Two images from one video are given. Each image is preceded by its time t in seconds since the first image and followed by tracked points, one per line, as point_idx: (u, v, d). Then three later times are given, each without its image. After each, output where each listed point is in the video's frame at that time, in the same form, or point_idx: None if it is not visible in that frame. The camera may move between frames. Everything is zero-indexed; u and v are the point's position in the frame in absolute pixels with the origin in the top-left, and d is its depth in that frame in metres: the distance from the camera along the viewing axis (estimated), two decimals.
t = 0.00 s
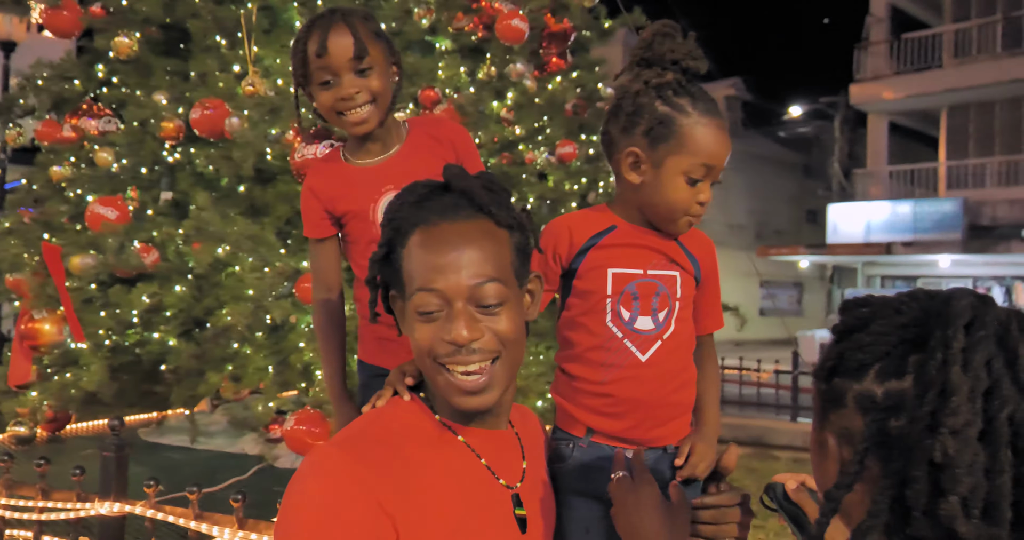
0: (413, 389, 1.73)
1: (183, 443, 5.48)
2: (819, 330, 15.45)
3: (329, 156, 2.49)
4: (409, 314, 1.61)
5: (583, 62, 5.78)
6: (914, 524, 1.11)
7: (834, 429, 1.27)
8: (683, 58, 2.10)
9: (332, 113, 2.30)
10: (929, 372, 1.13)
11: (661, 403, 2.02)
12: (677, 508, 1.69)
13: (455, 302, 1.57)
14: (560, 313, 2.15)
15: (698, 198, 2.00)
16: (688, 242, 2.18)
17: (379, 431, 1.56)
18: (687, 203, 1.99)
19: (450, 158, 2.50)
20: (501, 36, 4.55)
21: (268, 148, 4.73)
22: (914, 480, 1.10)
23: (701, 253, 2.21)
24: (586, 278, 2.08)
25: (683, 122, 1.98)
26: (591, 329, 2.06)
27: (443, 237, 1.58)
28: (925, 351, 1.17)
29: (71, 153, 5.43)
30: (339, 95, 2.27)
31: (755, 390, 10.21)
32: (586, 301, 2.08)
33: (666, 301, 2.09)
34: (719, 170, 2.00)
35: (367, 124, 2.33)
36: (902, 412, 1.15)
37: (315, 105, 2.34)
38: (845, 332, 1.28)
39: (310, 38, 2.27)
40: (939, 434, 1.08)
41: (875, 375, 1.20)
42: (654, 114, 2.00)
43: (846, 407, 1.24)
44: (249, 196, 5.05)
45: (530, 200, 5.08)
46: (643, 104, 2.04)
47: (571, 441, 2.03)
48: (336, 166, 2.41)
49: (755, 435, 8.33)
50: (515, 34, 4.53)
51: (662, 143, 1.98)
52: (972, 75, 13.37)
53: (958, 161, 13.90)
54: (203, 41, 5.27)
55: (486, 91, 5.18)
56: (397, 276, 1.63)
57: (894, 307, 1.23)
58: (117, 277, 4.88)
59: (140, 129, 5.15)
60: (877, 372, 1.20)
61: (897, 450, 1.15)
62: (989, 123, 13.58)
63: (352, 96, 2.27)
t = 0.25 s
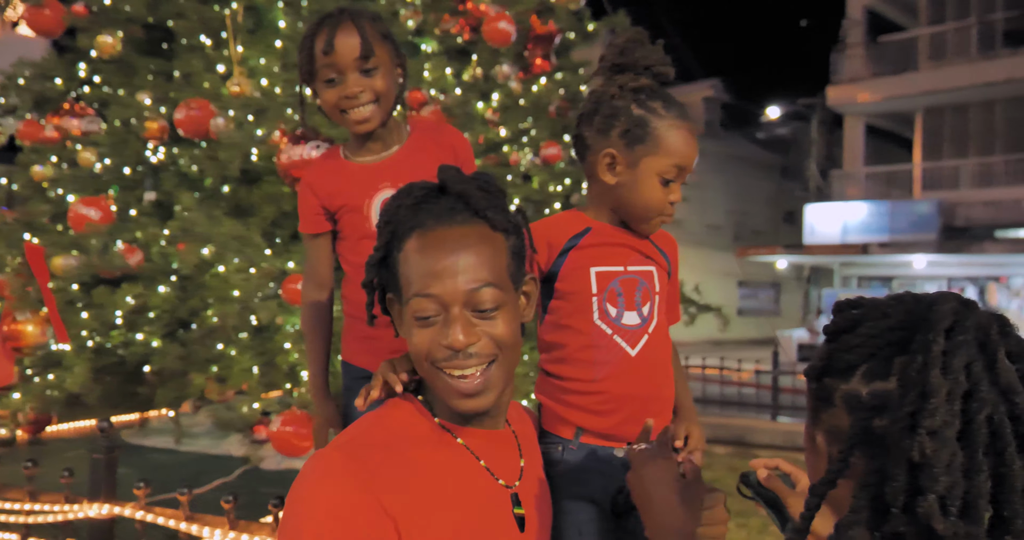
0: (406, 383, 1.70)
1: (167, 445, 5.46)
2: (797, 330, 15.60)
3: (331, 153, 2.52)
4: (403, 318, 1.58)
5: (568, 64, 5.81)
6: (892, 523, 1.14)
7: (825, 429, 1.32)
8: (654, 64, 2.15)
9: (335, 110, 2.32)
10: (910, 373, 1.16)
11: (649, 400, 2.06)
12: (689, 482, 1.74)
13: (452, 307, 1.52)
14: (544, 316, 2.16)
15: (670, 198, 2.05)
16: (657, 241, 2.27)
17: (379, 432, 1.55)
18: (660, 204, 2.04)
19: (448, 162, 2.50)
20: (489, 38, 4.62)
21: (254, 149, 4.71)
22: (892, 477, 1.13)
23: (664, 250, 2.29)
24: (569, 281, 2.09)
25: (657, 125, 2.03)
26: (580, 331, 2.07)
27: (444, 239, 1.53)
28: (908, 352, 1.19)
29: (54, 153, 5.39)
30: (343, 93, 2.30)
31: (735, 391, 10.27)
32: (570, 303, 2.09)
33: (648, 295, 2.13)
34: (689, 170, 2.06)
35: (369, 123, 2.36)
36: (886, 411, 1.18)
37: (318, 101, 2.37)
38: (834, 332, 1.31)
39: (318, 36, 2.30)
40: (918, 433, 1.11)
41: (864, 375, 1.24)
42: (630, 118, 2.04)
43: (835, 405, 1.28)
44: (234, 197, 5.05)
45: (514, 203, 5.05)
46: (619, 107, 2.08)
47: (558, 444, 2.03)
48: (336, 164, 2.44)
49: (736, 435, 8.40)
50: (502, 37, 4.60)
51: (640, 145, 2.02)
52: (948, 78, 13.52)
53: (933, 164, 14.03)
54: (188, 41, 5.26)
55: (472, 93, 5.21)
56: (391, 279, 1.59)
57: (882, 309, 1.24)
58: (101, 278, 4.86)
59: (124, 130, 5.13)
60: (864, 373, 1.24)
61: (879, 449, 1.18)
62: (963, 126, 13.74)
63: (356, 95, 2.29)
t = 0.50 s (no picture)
0: (403, 372, 1.64)
1: (145, 446, 5.43)
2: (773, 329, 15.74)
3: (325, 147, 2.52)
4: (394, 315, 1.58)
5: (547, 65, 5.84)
6: (870, 505, 1.33)
7: (812, 417, 1.52)
8: (621, 70, 2.16)
9: (332, 109, 2.32)
10: (895, 367, 1.35)
11: (636, 395, 2.06)
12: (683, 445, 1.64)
13: (446, 302, 1.53)
14: (524, 317, 2.10)
15: (637, 201, 2.11)
16: (625, 240, 2.32)
17: (369, 427, 1.55)
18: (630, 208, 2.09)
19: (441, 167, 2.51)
20: (471, 40, 4.65)
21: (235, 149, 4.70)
22: (871, 464, 1.32)
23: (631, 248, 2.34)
24: (548, 280, 2.05)
25: (628, 130, 2.06)
26: (564, 328, 2.04)
27: (440, 236, 1.55)
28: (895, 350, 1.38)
29: (29, 152, 5.34)
30: (341, 93, 2.30)
31: (711, 391, 10.34)
32: (551, 305, 2.05)
33: (624, 289, 2.15)
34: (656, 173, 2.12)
35: (366, 124, 2.36)
36: (868, 403, 1.37)
37: (316, 99, 2.37)
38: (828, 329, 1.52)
39: (319, 35, 2.30)
40: (899, 423, 1.29)
41: (850, 370, 1.44)
42: (604, 122, 2.06)
43: (822, 396, 1.49)
44: (213, 196, 5.04)
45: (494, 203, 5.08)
46: (592, 112, 2.09)
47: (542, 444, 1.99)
48: (326, 160, 2.44)
49: (712, 434, 8.47)
50: (484, 39, 4.64)
51: (615, 149, 2.04)
52: (920, 80, 13.68)
53: (906, 165, 14.19)
54: (168, 40, 5.25)
55: (453, 94, 5.22)
56: (384, 275, 1.60)
57: (872, 309, 1.46)
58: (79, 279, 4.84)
59: (102, 129, 5.10)
60: (852, 365, 1.44)
61: (861, 439, 1.36)
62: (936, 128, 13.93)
63: (354, 95, 2.29)
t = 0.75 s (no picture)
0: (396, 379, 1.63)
1: (122, 448, 5.39)
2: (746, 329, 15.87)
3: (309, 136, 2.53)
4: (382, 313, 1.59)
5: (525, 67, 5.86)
6: (884, 501, 1.25)
7: (808, 419, 1.43)
8: (603, 74, 2.24)
9: (323, 111, 2.34)
10: (902, 362, 1.30)
11: (621, 395, 2.07)
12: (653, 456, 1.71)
13: (432, 306, 1.55)
14: (514, 315, 2.08)
15: (622, 202, 2.17)
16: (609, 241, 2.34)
17: (350, 425, 1.54)
18: (614, 208, 2.14)
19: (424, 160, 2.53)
20: (450, 41, 4.66)
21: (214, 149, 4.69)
22: (885, 457, 1.24)
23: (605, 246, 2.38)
24: (538, 278, 2.05)
25: (616, 132, 2.12)
26: (551, 325, 2.03)
27: (428, 240, 1.58)
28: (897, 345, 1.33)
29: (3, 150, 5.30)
30: (332, 96, 2.31)
31: (687, 390, 10.42)
32: (542, 299, 2.04)
33: (611, 287, 2.18)
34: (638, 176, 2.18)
35: (356, 127, 2.38)
36: (871, 398, 1.31)
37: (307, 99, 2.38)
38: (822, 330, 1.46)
39: (312, 37, 2.31)
40: (913, 415, 1.24)
41: (847, 365, 1.38)
42: (591, 126, 2.11)
43: (815, 394, 1.42)
44: (190, 196, 5.02)
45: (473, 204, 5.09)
46: (580, 117, 2.13)
47: (531, 445, 1.95)
48: (308, 149, 2.44)
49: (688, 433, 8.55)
50: (464, 40, 4.65)
51: (602, 152, 2.09)
52: (891, 83, 13.85)
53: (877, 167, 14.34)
54: (145, 39, 5.22)
55: (433, 94, 5.23)
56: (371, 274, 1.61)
57: (871, 307, 1.42)
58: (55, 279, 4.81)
59: (77, 128, 5.06)
60: (851, 362, 1.37)
61: (866, 435, 1.30)
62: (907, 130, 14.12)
63: (345, 98, 2.31)
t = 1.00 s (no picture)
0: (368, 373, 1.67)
1: (100, 448, 5.36)
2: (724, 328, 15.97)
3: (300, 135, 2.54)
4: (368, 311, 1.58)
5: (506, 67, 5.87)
6: (914, 495, 1.42)
7: (809, 419, 1.54)
8: (604, 78, 2.25)
9: (315, 107, 2.33)
10: (920, 360, 1.45)
11: (607, 394, 2.08)
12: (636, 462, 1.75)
13: (417, 307, 1.54)
14: (509, 309, 2.09)
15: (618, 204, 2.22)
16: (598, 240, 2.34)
17: (336, 422, 1.53)
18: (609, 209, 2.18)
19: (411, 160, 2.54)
20: (432, 41, 4.67)
21: (194, 148, 4.67)
22: (915, 453, 1.42)
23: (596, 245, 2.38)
24: (536, 273, 2.06)
25: (620, 135, 2.16)
26: (538, 322, 2.05)
27: (416, 239, 1.56)
28: (911, 344, 1.49)
29: None
30: (325, 92, 2.30)
31: (665, 389, 10.47)
32: (534, 295, 2.06)
33: (602, 286, 2.19)
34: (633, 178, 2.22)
35: (348, 124, 2.38)
36: (887, 396, 1.48)
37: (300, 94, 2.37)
38: (822, 330, 1.56)
39: (307, 34, 2.31)
40: (942, 407, 1.41)
41: (858, 363, 1.50)
42: (596, 129, 2.14)
43: (822, 397, 1.53)
44: (169, 195, 5.00)
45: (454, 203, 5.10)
46: (584, 118, 2.15)
47: (521, 442, 1.97)
48: (298, 149, 2.46)
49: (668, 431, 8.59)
50: (445, 40, 4.66)
51: (605, 155, 2.13)
52: (866, 85, 13.98)
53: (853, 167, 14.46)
54: (124, 38, 5.19)
55: (414, 94, 5.23)
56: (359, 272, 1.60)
57: (872, 305, 1.54)
58: (32, 277, 4.78)
59: (55, 126, 5.02)
60: (859, 360, 1.50)
61: (887, 431, 1.47)
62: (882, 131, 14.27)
63: (338, 94, 2.30)
